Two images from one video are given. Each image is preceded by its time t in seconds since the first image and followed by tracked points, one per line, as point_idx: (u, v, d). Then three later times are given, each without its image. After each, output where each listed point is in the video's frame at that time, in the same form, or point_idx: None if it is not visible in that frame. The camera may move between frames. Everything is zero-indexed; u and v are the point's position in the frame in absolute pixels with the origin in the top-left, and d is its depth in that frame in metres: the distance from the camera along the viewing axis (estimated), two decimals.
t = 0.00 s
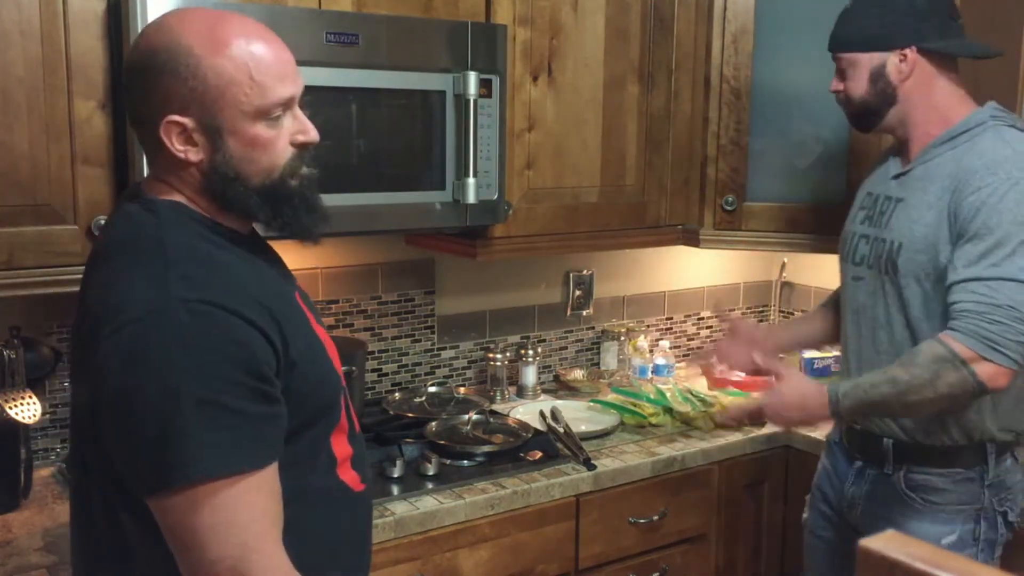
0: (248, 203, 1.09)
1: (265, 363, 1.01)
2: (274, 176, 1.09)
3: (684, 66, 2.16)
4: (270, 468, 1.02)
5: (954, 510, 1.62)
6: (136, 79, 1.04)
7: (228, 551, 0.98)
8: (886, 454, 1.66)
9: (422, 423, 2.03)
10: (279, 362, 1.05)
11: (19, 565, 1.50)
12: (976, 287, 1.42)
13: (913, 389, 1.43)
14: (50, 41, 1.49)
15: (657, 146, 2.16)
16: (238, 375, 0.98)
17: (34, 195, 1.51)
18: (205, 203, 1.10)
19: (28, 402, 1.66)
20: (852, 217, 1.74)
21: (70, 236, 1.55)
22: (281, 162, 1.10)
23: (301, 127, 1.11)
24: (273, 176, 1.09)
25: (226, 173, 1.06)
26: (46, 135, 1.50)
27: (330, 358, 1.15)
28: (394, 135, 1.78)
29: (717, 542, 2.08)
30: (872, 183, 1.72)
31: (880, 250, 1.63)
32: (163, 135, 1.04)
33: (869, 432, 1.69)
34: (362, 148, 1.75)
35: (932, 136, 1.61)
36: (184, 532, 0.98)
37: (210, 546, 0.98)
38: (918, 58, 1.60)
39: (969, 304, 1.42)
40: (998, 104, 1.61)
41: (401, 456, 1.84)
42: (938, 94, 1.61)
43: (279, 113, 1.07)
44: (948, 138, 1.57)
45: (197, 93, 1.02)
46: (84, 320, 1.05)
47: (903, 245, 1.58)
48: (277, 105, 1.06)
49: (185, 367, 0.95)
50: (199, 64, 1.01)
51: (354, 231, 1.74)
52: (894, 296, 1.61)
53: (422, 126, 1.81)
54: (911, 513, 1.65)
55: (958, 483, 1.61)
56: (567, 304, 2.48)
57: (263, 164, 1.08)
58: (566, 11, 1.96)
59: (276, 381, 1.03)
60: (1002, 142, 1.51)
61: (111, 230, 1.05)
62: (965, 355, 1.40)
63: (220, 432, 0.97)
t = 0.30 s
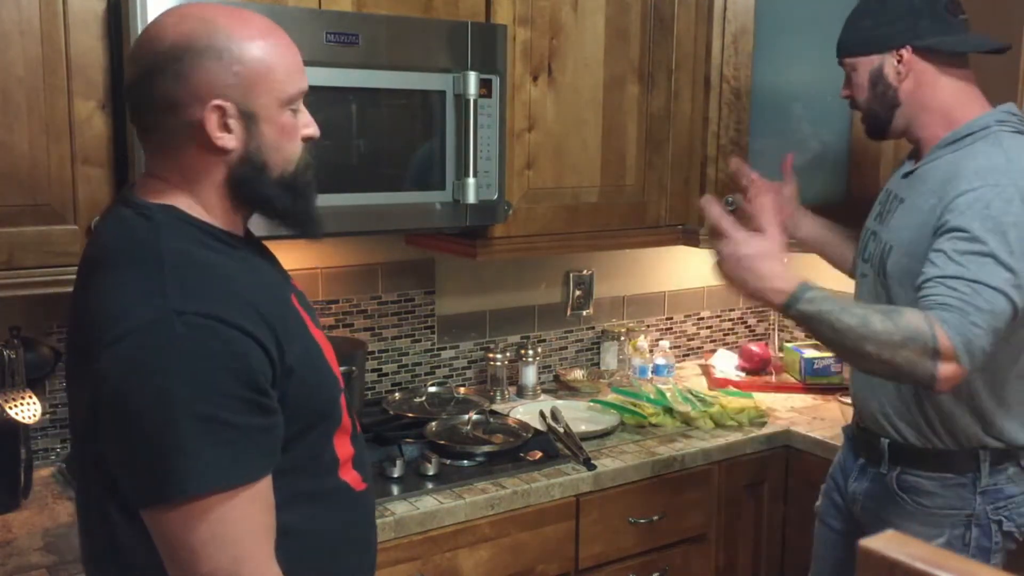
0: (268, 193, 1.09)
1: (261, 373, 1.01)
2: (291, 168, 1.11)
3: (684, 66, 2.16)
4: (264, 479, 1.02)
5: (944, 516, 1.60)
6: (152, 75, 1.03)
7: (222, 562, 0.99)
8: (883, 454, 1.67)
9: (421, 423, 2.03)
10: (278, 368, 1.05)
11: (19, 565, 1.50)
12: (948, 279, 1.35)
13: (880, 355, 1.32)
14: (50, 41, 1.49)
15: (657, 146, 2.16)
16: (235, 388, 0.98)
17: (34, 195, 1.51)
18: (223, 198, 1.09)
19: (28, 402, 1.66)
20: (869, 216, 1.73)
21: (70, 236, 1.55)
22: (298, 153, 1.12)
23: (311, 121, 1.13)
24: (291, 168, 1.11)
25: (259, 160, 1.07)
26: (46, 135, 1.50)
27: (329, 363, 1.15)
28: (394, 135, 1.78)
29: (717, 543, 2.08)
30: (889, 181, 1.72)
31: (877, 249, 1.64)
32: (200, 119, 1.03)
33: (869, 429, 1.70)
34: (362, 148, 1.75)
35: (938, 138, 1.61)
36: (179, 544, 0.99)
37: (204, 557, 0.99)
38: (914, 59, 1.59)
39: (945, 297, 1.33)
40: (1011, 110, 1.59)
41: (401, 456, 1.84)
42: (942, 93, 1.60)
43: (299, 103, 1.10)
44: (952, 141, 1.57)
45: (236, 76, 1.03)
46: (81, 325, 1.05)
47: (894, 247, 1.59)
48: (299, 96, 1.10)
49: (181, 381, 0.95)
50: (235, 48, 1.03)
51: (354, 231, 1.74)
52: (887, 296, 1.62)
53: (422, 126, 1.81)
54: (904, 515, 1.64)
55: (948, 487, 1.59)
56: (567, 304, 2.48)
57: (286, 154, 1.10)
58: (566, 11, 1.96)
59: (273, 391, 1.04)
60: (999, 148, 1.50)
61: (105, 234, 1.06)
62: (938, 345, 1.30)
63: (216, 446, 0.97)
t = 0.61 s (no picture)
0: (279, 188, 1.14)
1: (284, 366, 1.02)
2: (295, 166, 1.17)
3: (684, 66, 2.16)
4: (286, 473, 1.03)
5: (912, 511, 1.60)
6: (173, 74, 1.06)
7: (246, 556, 0.99)
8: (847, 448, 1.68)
9: (421, 423, 2.03)
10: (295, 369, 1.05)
11: (19, 565, 1.50)
12: (917, 304, 1.40)
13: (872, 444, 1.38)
14: (50, 41, 1.49)
15: (657, 146, 2.16)
16: (263, 382, 0.99)
17: (34, 195, 1.51)
18: (238, 191, 1.11)
19: (28, 402, 1.66)
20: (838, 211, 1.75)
21: (70, 236, 1.55)
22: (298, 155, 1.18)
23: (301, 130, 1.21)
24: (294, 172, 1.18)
25: (280, 151, 1.12)
26: (46, 135, 1.50)
27: (333, 365, 1.15)
28: (394, 134, 1.78)
29: (717, 543, 2.08)
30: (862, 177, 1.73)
31: (842, 246, 1.65)
32: (239, 104, 1.07)
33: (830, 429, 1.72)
34: (362, 148, 1.75)
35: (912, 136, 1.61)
36: (204, 538, 0.98)
37: (230, 551, 0.98)
38: (929, 44, 1.58)
39: (910, 323, 1.40)
40: (981, 109, 1.58)
41: (401, 456, 1.84)
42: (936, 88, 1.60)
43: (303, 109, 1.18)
44: (923, 138, 1.56)
45: (269, 71, 1.10)
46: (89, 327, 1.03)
47: (855, 244, 1.60)
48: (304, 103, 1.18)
49: (214, 374, 0.95)
50: (264, 47, 1.10)
51: (354, 231, 1.74)
52: (848, 294, 1.63)
53: (422, 126, 1.81)
54: (870, 509, 1.65)
55: (913, 481, 1.59)
56: (567, 304, 2.48)
57: (294, 152, 1.16)
58: (566, 11, 1.96)
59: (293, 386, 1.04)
60: (965, 146, 1.50)
61: (113, 235, 1.04)
62: (902, 373, 1.39)
63: (247, 439, 0.98)
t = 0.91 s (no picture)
0: (284, 185, 1.14)
1: (303, 348, 1.02)
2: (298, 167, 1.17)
3: (684, 66, 2.16)
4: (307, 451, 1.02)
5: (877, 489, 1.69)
6: (179, 74, 1.06)
7: (272, 537, 0.99)
8: (811, 435, 1.75)
9: (421, 423, 2.03)
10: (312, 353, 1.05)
11: (19, 566, 1.50)
12: (946, 278, 1.52)
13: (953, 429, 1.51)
14: (50, 42, 1.49)
15: (657, 146, 2.16)
16: (284, 360, 0.99)
17: (34, 195, 1.51)
18: (244, 189, 1.11)
19: (28, 402, 1.66)
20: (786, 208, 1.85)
21: (70, 236, 1.55)
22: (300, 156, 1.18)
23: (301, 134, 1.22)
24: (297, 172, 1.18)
25: (285, 151, 1.13)
26: (46, 134, 1.50)
27: (345, 358, 1.15)
28: (394, 134, 1.78)
29: (717, 543, 2.08)
30: (805, 175, 1.84)
31: (814, 236, 1.73)
32: (246, 104, 1.07)
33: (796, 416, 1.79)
34: (362, 148, 1.75)
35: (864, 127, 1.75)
36: (232, 518, 0.98)
37: (258, 530, 0.99)
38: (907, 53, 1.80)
39: (950, 300, 1.52)
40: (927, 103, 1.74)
41: (402, 456, 1.84)
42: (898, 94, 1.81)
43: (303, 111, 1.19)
44: (879, 129, 1.71)
45: (274, 71, 1.11)
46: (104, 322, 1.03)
47: (836, 230, 1.68)
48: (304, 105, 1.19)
49: (237, 351, 0.95)
50: (268, 49, 1.12)
51: (354, 231, 1.74)
52: (828, 279, 1.70)
53: (422, 126, 1.81)
54: (837, 493, 1.72)
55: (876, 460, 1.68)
56: (567, 304, 2.48)
57: (296, 153, 1.16)
58: (566, 11, 1.96)
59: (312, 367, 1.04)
60: (927, 132, 1.65)
61: (128, 228, 1.04)
62: (966, 349, 1.51)
63: (272, 415, 0.97)
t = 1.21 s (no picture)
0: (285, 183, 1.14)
1: (312, 347, 1.02)
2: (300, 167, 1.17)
3: (684, 66, 2.16)
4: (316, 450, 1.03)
5: (877, 474, 1.71)
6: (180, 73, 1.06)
7: (283, 534, 0.99)
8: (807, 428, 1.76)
9: (421, 423, 2.03)
10: (320, 351, 1.05)
11: (18, 566, 1.50)
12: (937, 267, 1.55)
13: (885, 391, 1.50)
14: (50, 42, 1.49)
15: (657, 146, 2.16)
16: (294, 360, 0.99)
17: (34, 195, 1.51)
18: (246, 190, 1.11)
19: (28, 402, 1.66)
20: (765, 198, 1.86)
21: (70, 236, 1.55)
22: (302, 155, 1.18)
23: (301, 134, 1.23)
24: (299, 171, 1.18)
25: (286, 149, 1.13)
26: (46, 134, 1.50)
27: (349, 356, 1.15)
28: (395, 134, 1.78)
29: (717, 543, 2.09)
30: (785, 166, 1.85)
31: (811, 226, 1.74)
32: (246, 103, 1.07)
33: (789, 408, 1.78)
34: (362, 148, 1.75)
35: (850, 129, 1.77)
36: (242, 515, 0.98)
37: (270, 527, 0.99)
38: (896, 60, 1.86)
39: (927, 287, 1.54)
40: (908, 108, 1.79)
41: (401, 456, 1.84)
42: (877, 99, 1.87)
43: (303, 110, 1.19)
44: (874, 127, 1.73)
45: (274, 70, 1.11)
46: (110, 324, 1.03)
47: (840, 219, 1.69)
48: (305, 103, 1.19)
49: (247, 350, 0.95)
50: (270, 48, 1.12)
51: (354, 231, 1.74)
52: (827, 267, 1.71)
53: (422, 126, 1.81)
54: (837, 481, 1.73)
55: (876, 446, 1.71)
56: (567, 304, 2.48)
57: (299, 151, 1.16)
58: (566, 11, 1.96)
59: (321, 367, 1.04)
60: (923, 136, 1.70)
61: (134, 229, 1.04)
62: (933, 334, 1.53)
63: (282, 415, 0.98)
